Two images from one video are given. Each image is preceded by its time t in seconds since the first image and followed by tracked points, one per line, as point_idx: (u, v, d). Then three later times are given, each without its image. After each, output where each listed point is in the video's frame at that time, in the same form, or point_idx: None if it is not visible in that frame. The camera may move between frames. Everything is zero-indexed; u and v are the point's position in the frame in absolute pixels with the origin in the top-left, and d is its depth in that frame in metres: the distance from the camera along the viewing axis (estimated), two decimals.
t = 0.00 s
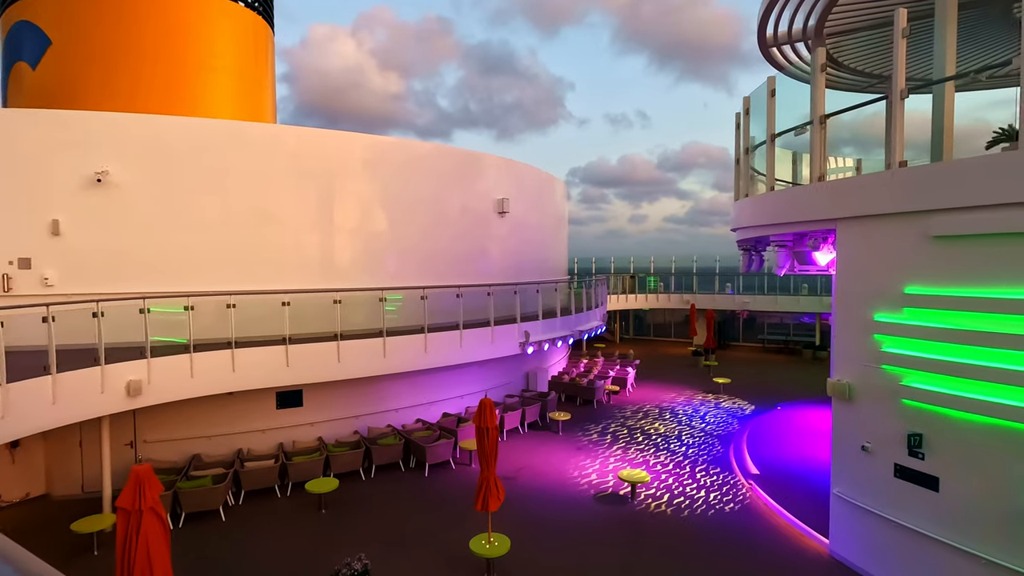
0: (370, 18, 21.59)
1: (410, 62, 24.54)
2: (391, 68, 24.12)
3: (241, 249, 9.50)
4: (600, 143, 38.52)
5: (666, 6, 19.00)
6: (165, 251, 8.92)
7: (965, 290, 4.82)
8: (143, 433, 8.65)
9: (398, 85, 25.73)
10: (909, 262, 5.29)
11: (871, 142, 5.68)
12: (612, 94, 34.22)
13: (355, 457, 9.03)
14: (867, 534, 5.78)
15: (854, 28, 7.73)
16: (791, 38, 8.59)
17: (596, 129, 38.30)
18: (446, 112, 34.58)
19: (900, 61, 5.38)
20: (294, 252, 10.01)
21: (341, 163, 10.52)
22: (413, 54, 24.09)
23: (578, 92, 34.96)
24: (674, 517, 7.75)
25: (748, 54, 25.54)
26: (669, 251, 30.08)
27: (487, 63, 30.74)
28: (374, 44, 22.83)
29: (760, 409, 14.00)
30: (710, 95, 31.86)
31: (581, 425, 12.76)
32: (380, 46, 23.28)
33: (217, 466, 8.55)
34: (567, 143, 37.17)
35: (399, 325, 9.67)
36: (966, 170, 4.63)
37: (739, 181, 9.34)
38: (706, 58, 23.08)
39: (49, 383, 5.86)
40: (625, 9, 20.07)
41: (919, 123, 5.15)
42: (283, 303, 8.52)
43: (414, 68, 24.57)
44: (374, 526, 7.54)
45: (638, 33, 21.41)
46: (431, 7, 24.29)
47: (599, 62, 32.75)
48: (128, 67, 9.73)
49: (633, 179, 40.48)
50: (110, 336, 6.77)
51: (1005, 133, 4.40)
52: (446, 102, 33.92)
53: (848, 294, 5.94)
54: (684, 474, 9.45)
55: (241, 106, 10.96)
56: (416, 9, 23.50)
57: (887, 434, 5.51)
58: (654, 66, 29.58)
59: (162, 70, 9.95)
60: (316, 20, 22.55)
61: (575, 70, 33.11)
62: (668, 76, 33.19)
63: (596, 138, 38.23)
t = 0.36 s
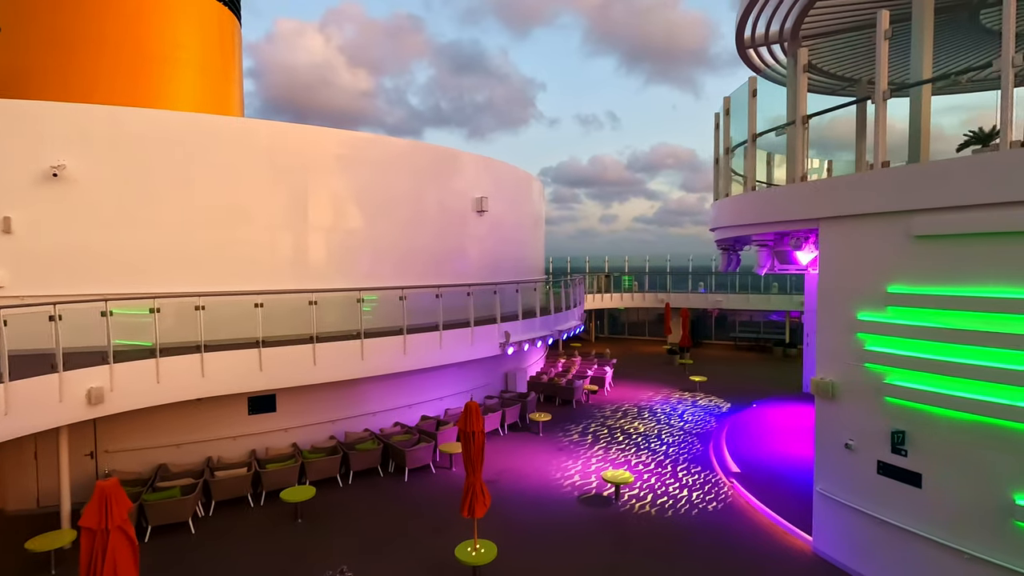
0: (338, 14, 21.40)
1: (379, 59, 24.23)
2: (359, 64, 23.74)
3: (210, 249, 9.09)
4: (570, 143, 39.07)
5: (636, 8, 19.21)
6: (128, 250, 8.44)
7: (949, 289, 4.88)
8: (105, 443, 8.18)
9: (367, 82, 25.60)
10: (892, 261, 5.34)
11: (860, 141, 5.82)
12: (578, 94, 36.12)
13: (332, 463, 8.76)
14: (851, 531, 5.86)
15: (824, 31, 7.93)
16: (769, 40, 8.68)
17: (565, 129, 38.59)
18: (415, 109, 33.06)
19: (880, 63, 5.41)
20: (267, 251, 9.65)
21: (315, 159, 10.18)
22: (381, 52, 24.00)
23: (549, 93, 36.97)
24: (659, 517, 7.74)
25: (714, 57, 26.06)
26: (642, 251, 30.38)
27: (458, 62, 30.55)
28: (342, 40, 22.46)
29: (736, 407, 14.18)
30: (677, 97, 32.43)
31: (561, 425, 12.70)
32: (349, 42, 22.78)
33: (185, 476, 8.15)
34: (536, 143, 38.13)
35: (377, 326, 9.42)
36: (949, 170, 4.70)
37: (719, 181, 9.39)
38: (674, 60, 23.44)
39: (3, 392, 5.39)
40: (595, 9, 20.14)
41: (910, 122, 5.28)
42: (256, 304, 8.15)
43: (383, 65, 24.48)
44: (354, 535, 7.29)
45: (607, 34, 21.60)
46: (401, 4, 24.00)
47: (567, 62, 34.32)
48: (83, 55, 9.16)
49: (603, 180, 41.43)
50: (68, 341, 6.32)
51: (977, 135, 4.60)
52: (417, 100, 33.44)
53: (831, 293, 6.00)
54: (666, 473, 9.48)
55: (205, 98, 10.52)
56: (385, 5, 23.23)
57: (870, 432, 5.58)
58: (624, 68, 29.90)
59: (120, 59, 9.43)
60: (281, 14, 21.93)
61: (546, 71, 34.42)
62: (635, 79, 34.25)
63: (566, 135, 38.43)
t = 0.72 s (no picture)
0: (308, 8, 20.69)
1: (350, 56, 23.75)
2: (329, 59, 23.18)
3: (180, 248, 8.71)
4: (544, 142, 39.20)
5: (608, 10, 19.37)
6: (91, 249, 7.99)
7: (932, 287, 4.97)
8: (67, 452, 7.74)
9: (337, 78, 25.14)
10: (876, 260, 5.42)
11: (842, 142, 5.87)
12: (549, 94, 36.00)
13: (311, 468, 8.50)
14: (835, 527, 5.94)
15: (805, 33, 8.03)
16: (749, 39, 8.65)
17: (540, 130, 39.18)
18: (389, 108, 32.88)
19: (864, 65, 5.49)
20: (240, 250, 9.31)
21: (291, 155, 9.87)
22: (352, 48, 23.40)
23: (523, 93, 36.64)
24: (645, 516, 7.74)
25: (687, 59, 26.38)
26: (618, 250, 30.57)
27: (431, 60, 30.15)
28: (313, 36, 21.88)
29: (714, 404, 14.36)
30: (649, 98, 32.82)
31: (543, 425, 12.63)
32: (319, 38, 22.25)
33: (155, 486, 7.79)
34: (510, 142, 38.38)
35: (358, 327, 9.22)
36: (934, 171, 4.77)
37: (700, 181, 9.43)
38: (647, 61, 23.64)
39: None
40: (568, 10, 20.21)
41: (894, 123, 5.38)
42: (230, 304, 7.82)
43: (354, 62, 23.98)
44: (336, 542, 7.07)
45: (581, 33, 21.64)
46: None
47: (541, 62, 34.48)
48: (41, 43, 8.66)
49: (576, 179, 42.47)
50: (27, 345, 5.92)
51: (948, 137, 4.77)
52: (389, 97, 32.83)
53: (815, 292, 6.07)
54: (650, 471, 9.50)
55: (175, 91, 10.08)
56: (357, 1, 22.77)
57: (853, 429, 5.66)
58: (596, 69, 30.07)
59: (82, 49, 8.95)
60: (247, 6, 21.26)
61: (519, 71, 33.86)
62: (608, 80, 34.60)
63: (539, 135, 38.78)
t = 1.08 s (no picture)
0: (279, 8, 20.37)
1: (323, 56, 23.41)
2: (299, 61, 22.88)
3: (152, 250, 8.37)
4: (518, 146, 39.40)
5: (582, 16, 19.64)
6: (55, 252, 7.57)
7: (916, 288, 5.07)
8: (31, 465, 7.29)
9: (309, 78, 24.69)
10: (860, 262, 5.52)
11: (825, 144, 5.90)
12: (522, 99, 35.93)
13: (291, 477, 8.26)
14: (821, 526, 6.01)
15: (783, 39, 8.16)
16: (728, 45, 8.71)
17: (514, 133, 38.80)
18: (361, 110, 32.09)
19: (847, 71, 5.60)
20: (215, 253, 9.00)
21: (268, 155, 9.62)
22: (325, 49, 23.20)
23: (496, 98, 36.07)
24: (633, 518, 7.74)
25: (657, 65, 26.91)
26: (595, 252, 30.79)
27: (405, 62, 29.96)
28: (284, 36, 21.49)
29: (693, 405, 14.52)
30: (622, 104, 33.06)
31: (526, 428, 12.56)
32: (290, 38, 21.82)
33: (127, 499, 7.43)
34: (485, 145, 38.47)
35: (340, 331, 9.03)
36: (915, 175, 4.89)
37: (682, 184, 9.51)
38: (619, 67, 23.98)
39: None
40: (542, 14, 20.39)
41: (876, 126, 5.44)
42: (207, 310, 7.59)
43: (325, 63, 23.68)
44: (319, 553, 6.86)
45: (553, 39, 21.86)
46: None
47: (516, 67, 34.10)
48: None
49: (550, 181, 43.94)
50: None
51: (923, 142, 4.94)
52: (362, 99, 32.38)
53: (800, 294, 6.15)
54: (635, 473, 9.52)
55: (143, 88, 9.71)
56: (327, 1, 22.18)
57: (838, 428, 5.75)
58: (570, 73, 30.32)
59: (45, 42, 8.54)
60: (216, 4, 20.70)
61: (493, 75, 33.84)
62: (581, 84, 35.04)
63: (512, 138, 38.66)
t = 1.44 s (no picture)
0: (246, 10, 19.92)
1: (292, 60, 22.95)
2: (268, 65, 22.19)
3: (117, 256, 7.99)
4: (491, 153, 39.45)
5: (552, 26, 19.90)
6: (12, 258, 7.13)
7: (892, 293, 5.21)
8: None
9: (277, 82, 24.16)
10: (838, 267, 5.66)
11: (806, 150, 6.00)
12: (495, 105, 36.01)
13: (265, 490, 7.98)
14: (802, 527, 6.10)
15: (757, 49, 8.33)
16: (704, 55, 8.82)
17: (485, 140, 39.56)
18: (331, 114, 31.93)
19: (825, 81, 5.71)
20: (184, 259, 8.68)
21: (241, 158, 9.36)
22: (293, 53, 22.76)
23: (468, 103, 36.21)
24: (616, 524, 7.72)
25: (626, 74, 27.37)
26: (570, 258, 30.91)
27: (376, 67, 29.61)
28: (251, 38, 20.98)
29: (670, 409, 14.65)
30: (592, 111, 33.84)
31: (505, 436, 12.46)
32: (257, 41, 21.35)
33: (89, 518, 7.04)
34: (458, 151, 38.40)
35: (317, 338, 8.77)
36: (891, 182, 5.04)
37: (660, 190, 9.56)
38: (590, 76, 24.28)
39: None
40: (514, 22, 20.57)
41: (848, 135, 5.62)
42: (177, 317, 7.23)
43: (295, 66, 23.23)
44: (298, 568, 6.63)
45: (525, 46, 22.03)
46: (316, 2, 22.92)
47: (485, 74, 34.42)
48: None
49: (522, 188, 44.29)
50: None
51: (891, 151, 5.21)
52: (332, 103, 31.81)
53: (780, 299, 6.26)
54: (616, 479, 9.52)
55: (104, 87, 9.26)
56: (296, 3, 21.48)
57: (818, 431, 5.86)
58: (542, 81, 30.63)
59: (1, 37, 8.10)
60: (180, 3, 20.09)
61: (465, 82, 33.74)
62: (553, 92, 35.32)
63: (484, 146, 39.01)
